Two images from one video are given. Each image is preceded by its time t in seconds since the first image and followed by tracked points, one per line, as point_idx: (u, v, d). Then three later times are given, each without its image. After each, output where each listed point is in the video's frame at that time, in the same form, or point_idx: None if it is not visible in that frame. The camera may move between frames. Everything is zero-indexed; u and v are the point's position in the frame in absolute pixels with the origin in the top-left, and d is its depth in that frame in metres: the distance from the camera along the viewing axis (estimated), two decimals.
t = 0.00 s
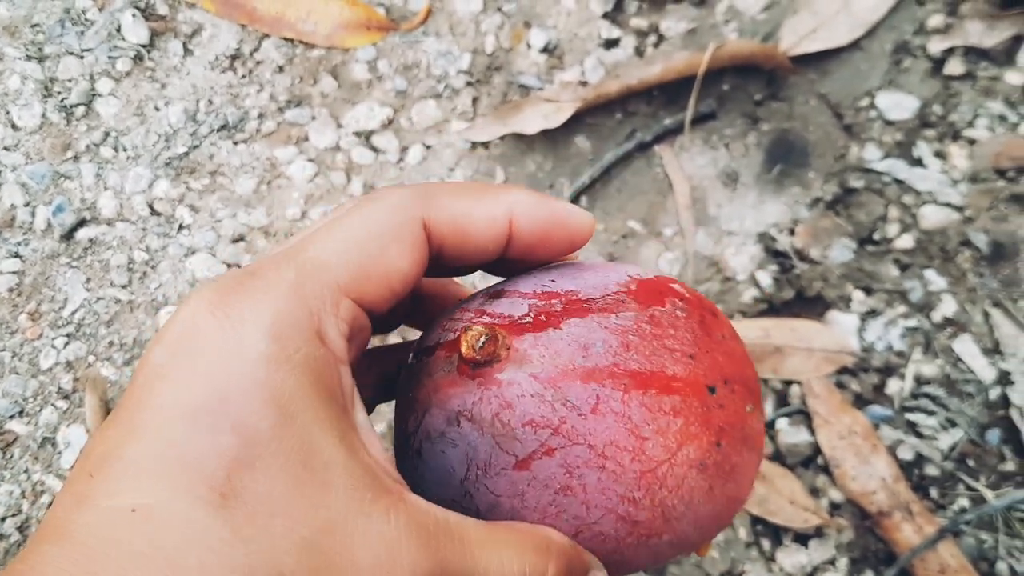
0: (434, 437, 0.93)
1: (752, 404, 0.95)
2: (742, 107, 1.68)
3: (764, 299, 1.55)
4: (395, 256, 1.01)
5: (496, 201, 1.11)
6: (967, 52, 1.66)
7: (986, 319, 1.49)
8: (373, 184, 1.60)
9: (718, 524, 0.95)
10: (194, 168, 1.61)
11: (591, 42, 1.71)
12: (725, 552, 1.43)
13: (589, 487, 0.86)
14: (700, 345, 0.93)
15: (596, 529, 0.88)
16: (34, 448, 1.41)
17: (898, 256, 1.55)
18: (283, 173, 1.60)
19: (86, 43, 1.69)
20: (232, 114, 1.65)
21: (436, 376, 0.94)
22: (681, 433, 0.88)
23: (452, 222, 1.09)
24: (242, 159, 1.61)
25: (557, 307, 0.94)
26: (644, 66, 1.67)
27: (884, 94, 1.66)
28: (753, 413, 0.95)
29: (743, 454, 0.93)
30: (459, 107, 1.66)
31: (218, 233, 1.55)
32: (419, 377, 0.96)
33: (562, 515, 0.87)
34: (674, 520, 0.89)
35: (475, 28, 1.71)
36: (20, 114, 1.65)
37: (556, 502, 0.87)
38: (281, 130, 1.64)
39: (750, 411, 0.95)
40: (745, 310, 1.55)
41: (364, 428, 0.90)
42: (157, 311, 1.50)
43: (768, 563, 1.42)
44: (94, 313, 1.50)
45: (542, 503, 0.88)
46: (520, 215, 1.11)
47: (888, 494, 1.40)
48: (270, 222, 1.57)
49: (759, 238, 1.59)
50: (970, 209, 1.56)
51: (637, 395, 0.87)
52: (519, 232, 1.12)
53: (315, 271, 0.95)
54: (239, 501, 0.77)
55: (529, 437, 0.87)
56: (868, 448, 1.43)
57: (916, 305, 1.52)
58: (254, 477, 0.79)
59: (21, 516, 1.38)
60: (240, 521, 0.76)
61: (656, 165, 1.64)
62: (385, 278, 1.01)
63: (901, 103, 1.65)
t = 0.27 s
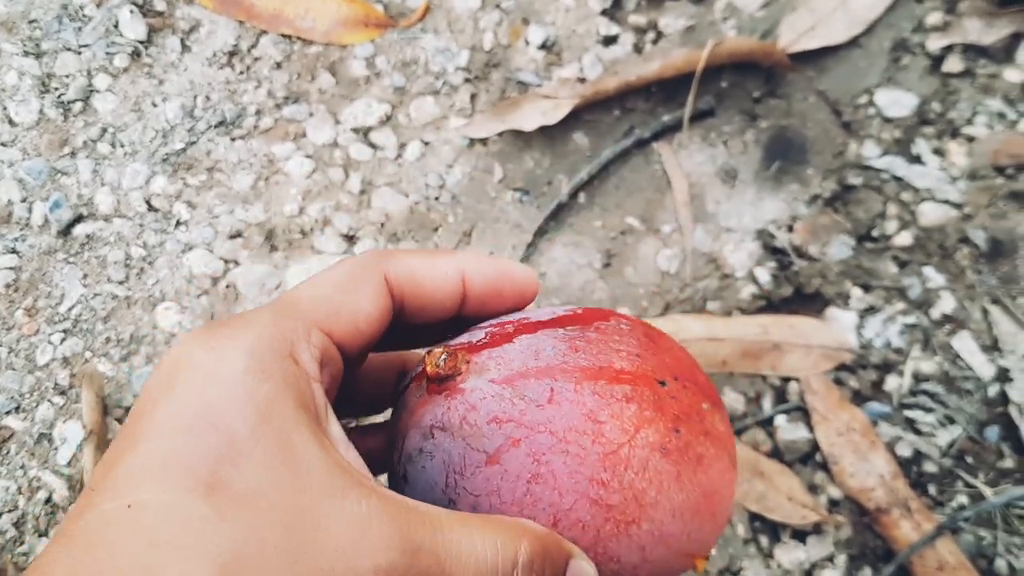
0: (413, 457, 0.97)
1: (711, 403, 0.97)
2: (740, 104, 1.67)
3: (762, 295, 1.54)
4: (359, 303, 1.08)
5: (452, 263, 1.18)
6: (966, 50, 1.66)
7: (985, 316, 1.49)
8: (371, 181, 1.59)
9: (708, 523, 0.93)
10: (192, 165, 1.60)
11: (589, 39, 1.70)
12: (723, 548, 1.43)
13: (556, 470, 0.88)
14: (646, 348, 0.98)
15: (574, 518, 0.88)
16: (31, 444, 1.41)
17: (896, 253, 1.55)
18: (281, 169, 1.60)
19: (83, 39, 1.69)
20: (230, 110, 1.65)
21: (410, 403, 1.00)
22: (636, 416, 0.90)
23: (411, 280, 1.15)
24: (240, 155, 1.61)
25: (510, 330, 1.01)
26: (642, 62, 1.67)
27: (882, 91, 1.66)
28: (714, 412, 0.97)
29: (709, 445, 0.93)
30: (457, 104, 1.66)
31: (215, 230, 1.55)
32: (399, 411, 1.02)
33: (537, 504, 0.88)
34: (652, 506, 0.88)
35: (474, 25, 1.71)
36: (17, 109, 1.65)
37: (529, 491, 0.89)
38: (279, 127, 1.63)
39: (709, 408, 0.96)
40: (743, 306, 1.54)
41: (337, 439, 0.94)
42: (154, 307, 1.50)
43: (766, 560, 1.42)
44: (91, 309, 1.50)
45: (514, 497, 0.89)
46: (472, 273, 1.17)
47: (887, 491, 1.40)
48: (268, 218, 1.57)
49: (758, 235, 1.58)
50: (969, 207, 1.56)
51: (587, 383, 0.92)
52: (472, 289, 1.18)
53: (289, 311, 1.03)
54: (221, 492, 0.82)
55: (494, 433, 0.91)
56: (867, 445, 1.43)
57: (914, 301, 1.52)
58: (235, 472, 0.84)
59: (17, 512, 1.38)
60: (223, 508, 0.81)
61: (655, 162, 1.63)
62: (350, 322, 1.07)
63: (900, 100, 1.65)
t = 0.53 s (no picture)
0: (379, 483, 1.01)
1: (641, 410, 1.05)
2: (739, 94, 1.67)
3: (761, 285, 1.54)
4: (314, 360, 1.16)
5: (397, 337, 1.24)
6: (965, 40, 1.65)
7: (984, 306, 1.48)
8: (369, 169, 1.59)
9: (660, 504, 0.96)
10: (189, 152, 1.60)
11: (588, 28, 1.70)
12: (721, 538, 1.42)
13: (509, 452, 0.94)
14: (570, 368, 1.07)
15: (532, 494, 0.92)
16: (27, 432, 1.40)
17: (895, 242, 1.55)
18: (278, 157, 1.59)
19: (81, 26, 1.69)
20: (228, 97, 1.64)
21: (375, 441, 1.06)
22: (572, 404, 0.98)
23: (360, 355, 1.22)
24: (238, 143, 1.61)
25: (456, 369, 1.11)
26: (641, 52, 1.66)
27: (882, 81, 1.65)
28: (645, 415, 1.04)
29: (643, 432, 0.99)
30: (455, 92, 1.65)
31: (212, 217, 1.54)
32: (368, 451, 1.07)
33: (496, 485, 0.93)
34: (602, 481, 0.93)
35: (472, 13, 1.70)
36: (14, 96, 1.64)
37: (488, 474, 0.93)
38: (276, 114, 1.63)
39: (639, 410, 1.04)
40: (742, 296, 1.54)
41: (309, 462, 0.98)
42: (151, 294, 1.49)
43: (764, 549, 1.41)
44: (87, 296, 1.49)
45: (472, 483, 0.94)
46: (415, 346, 1.23)
47: (886, 480, 1.40)
48: (265, 205, 1.56)
49: (757, 225, 1.58)
50: (968, 196, 1.55)
51: (525, 386, 1.00)
52: (417, 361, 1.23)
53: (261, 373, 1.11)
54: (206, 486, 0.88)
55: (448, 434, 0.98)
56: (866, 434, 1.43)
57: (913, 291, 1.52)
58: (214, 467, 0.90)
59: (12, 499, 1.37)
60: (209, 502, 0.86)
61: (654, 151, 1.63)
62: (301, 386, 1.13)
63: (899, 90, 1.64)
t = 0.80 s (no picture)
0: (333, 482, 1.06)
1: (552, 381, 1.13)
2: (737, 86, 1.68)
3: (758, 273, 1.56)
4: (262, 404, 1.10)
5: (335, 390, 1.18)
6: (960, 33, 1.69)
7: (978, 294, 1.52)
8: (372, 157, 1.61)
9: (589, 440, 1.03)
10: (194, 139, 1.62)
11: (588, 20, 1.72)
12: (718, 520, 1.43)
13: (443, 416, 1.01)
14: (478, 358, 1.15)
15: (473, 444, 0.99)
16: (32, 414, 1.42)
17: (890, 232, 1.57)
18: (282, 145, 1.61)
19: (85, 14, 1.70)
20: (232, 86, 1.66)
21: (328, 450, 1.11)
22: (490, 373, 1.06)
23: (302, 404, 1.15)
24: (242, 130, 1.62)
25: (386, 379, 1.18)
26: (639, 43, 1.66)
27: (878, 74, 1.68)
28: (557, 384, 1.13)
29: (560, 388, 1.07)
30: (457, 82, 1.67)
31: (217, 204, 1.56)
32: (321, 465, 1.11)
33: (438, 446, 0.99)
34: (531, 425, 1.00)
35: (474, 5, 1.72)
36: (18, 82, 1.65)
37: (429, 437, 1.00)
38: (280, 103, 1.65)
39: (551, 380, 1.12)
40: (739, 283, 1.56)
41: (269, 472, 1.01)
42: (156, 279, 1.51)
43: (761, 532, 1.43)
44: (93, 281, 1.51)
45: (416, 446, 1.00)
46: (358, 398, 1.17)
47: (880, 465, 1.42)
48: (269, 192, 1.58)
49: (754, 214, 1.60)
50: (963, 187, 1.59)
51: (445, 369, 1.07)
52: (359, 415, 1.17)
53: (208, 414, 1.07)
54: (185, 467, 0.93)
55: (385, 419, 1.03)
56: (861, 420, 1.45)
57: (908, 279, 1.54)
58: (179, 456, 0.94)
59: (18, 480, 1.39)
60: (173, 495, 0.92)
61: (652, 141, 1.65)
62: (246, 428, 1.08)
63: (894, 83, 1.67)
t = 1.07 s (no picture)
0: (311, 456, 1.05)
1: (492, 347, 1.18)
2: (757, 58, 1.65)
3: (772, 248, 1.52)
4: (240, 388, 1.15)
5: (296, 386, 1.24)
6: (986, 15, 1.66)
7: (996, 279, 1.47)
8: (380, 113, 1.57)
9: (541, 374, 1.08)
10: (198, 87, 1.57)
11: None
12: (721, 498, 1.39)
13: (407, 365, 1.04)
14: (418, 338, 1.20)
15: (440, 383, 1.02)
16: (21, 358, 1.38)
17: (908, 213, 1.53)
18: (289, 97, 1.57)
19: None
20: (240, 35, 1.62)
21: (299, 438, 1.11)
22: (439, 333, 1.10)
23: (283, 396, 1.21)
24: (248, 80, 1.58)
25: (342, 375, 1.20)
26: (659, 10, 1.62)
27: (902, 52, 1.64)
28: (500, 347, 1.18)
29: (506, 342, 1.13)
30: (471, 41, 1.63)
31: (219, 153, 1.52)
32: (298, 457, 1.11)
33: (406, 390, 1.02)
34: (488, 363, 1.05)
35: None
36: (21, 21, 1.61)
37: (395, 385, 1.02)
38: (288, 54, 1.61)
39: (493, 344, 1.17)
40: (751, 259, 1.51)
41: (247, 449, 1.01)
42: (154, 227, 1.47)
43: (765, 512, 1.39)
44: (89, 226, 1.47)
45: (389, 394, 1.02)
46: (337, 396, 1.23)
47: (890, 448, 1.38)
48: (274, 144, 1.54)
49: (769, 188, 1.56)
50: (984, 170, 1.54)
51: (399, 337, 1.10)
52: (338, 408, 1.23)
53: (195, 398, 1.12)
54: (175, 413, 0.94)
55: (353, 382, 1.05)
56: (871, 402, 1.41)
57: (925, 262, 1.50)
58: (164, 406, 0.95)
59: (3, 425, 1.35)
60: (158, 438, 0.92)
61: (669, 110, 1.61)
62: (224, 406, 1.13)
63: (918, 62, 1.63)
